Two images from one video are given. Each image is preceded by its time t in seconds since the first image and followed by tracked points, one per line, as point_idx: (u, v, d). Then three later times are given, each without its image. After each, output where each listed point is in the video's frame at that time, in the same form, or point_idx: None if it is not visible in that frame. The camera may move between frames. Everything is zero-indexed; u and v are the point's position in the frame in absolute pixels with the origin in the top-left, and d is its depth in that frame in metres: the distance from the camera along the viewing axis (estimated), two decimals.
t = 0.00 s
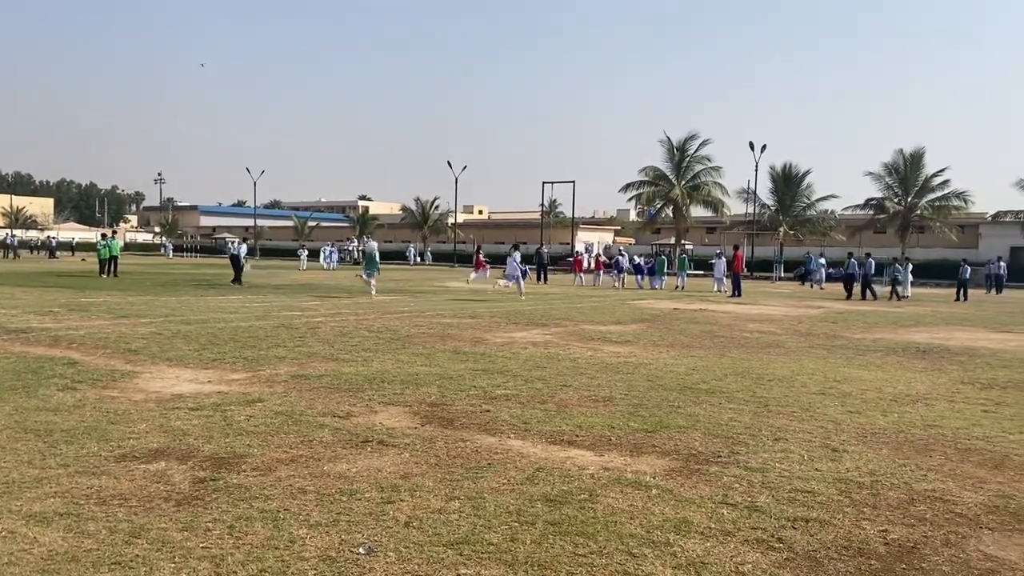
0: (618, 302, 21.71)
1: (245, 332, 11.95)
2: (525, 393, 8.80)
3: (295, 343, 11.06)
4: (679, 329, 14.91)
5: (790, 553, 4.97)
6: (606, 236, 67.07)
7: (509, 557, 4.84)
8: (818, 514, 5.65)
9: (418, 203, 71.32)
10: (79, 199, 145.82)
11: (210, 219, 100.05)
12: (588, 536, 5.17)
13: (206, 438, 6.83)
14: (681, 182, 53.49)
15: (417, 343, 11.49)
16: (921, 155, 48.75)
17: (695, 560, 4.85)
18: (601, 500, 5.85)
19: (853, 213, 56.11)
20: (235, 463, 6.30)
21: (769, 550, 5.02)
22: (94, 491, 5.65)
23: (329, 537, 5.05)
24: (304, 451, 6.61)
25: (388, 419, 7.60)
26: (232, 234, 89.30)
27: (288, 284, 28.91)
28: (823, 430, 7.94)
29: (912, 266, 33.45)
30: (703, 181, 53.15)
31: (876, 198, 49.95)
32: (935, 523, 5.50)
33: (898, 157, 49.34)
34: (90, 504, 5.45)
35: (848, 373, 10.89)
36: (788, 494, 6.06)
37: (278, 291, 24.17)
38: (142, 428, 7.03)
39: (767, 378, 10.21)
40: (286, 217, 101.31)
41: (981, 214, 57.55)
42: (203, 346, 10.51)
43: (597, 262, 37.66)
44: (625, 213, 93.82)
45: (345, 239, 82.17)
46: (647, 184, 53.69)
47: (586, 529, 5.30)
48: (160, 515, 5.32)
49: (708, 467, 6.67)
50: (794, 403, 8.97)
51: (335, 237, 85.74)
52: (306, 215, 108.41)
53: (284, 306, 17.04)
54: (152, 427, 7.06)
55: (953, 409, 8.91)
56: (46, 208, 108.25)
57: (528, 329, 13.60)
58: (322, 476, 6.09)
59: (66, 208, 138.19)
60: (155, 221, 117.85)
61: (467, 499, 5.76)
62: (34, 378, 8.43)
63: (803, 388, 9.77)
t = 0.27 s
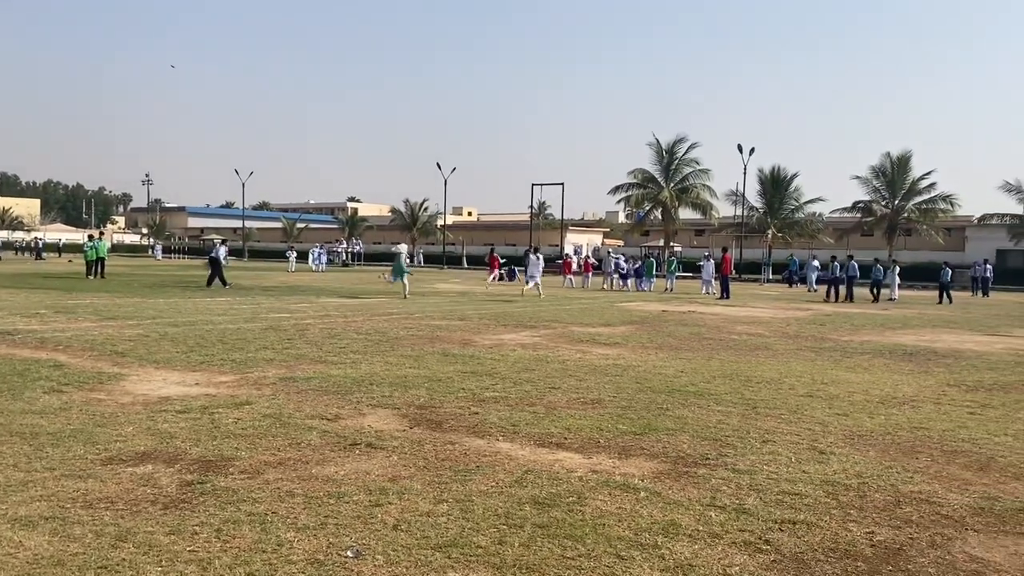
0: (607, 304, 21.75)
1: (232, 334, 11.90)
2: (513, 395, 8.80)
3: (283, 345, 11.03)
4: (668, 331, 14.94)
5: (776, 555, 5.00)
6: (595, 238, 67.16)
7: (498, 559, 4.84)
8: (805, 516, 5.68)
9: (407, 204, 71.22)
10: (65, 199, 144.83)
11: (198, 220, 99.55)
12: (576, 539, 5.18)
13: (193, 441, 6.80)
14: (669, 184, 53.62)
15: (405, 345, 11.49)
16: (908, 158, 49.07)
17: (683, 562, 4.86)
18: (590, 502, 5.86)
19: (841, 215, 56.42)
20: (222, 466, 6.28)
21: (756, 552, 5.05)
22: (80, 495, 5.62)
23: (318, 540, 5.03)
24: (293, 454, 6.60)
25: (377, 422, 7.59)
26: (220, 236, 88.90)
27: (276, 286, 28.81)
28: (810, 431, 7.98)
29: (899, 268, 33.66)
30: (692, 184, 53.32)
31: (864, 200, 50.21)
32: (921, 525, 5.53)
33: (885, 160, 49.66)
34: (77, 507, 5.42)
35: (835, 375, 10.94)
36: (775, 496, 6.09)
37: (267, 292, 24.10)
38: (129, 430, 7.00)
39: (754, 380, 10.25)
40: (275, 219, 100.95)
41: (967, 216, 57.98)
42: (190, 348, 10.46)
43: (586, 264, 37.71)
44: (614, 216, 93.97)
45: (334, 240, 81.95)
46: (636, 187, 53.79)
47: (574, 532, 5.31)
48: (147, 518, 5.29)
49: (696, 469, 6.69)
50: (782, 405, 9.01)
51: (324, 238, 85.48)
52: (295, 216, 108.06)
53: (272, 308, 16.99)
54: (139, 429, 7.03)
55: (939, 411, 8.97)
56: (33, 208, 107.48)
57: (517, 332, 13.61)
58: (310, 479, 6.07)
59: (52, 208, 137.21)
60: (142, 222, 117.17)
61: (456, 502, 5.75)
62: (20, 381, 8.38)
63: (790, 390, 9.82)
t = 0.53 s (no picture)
0: (601, 306, 21.78)
1: (226, 336, 11.89)
2: (508, 397, 8.81)
3: (278, 347, 11.02)
4: (662, 333, 14.97)
5: (770, 557, 5.01)
6: (590, 240, 67.23)
7: (491, 561, 4.85)
8: (798, 518, 5.70)
9: (402, 206, 71.18)
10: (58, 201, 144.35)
11: (192, 222, 99.31)
12: (570, 541, 5.19)
13: (187, 443, 6.79)
14: (664, 187, 53.69)
15: (400, 347, 11.49)
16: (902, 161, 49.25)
17: (676, 564, 4.87)
18: (583, 504, 5.87)
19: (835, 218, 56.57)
20: (216, 467, 6.27)
21: (749, 554, 5.06)
22: (73, 497, 5.61)
23: (311, 542, 5.03)
24: (286, 456, 6.59)
25: (370, 423, 7.59)
26: (214, 237, 88.71)
27: (270, 287, 28.77)
28: (803, 434, 8.01)
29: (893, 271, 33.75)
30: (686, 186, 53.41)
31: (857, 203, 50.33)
32: (914, 527, 5.56)
33: (879, 163, 49.81)
34: (69, 509, 5.41)
35: (828, 378, 10.98)
36: (769, 498, 6.10)
37: (261, 294, 24.08)
38: (122, 432, 6.98)
39: (748, 383, 10.27)
40: (269, 221, 100.80)
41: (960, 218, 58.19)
42: (184, 350, 10.45)
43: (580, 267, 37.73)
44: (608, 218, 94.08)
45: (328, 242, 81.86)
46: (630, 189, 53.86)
47: (567, 535, 5.31)
48: (141, 520, 5.28)
49: (689, 472, 6.71)
50: (775, 407, 9.04)
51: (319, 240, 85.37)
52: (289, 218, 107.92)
53: (267, 310, 16.97)
54: (132, 431, 7.01)
55: (932, 413, 9.01)
56: (26, 210, 107.18)
57: (511, 334, 13.63)
58: (304, 481, 6.07)
59: (45, 210, 136.72)
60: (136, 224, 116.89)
61: (451, 504, 5.76)
62: (13, 382, 8.35)
63: (784, 392, 9.85)
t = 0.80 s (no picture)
0: (601, 309, 21.77)
1: (226, 337, 11.87)
2: (507, 399, 8.80)
3: (277, 348, 11.00)
4: (661, 335, 14.97)
5: (769, 559, 5.02)
6: (589, 243, 67.25)
7: (491, 563, 4.84)
8: (798, 520, 5.70)
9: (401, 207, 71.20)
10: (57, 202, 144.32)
11: (192, 223, 99.29)
12: (569, 542, 5.19)
13: (186, 444, 6.78)
14: (664, 189, 53.71)
15: (399, 348, 11.48)
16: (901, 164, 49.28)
17: (675, 566, 4.87)
18: (583, 506, 5.87)
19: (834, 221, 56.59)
20: (215, 469, 6.26)
21: (749, 556, 5.06)
22: (73, 497, 5.61)
23: (310, 543, 5.03)
24: (286, 457, 6.59)
25: (370, 425, 7.59)
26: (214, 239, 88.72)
27: (269, 289, 28.78)
28: (803, 436, 8.01)
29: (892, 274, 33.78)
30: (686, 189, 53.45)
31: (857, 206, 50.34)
32: (913, 529, 5.56)
33: (878, 166, 49.84)
34: (68, 510, 5.40)
35: (828, 380, 10.98)
36: (768, 500, 6.10)
37: (261, 296, 24.06)
38: (122, 433, 6.98)
39: (747, 385, 10.27)
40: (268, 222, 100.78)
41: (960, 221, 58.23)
42: (184, 351, 10.44)
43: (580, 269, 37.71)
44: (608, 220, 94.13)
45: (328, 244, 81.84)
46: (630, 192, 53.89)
47: (567, 536, 5.31)
48: (139, 521, 5.28)
49: (689, 474, 6.71)
50: (775, 410, 9.04)
51: (318, 242, 85.36)
52: (289, 220, 107.95)
53: (266, 311, 16.96)
54: (131, 432, 7.01)
55: (931, 416, 9.01)
56: (25, 211, 107.18)
57: (511, 335, 13.62)
58: (304, 482, 6.07)
59: (44, 211, 136.69)
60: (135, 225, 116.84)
61: (450, 506, 5.76)
62: (12, 384, 8.34)
63: (784, 394, 9.85)
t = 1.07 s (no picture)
0: (606, 310, 21.74)
1: (231, 338, 11.89)
2: (511, 400, 8.80)
3: (282, 349, 11.01)
4: (666, 337, 14.95)
5: (775, 561, 5.00)
6: (594, 245, 67.22)
7: (495, 564, 4.84)
8: (803, 522, 5.68)
9: (406, 209, 71.28)
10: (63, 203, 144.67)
11: (197, 224, 99.51)
12: (575, 545, 5.19)
13: (192, 445, 6.80)
14: (669, 191, 53.69)
15: (404, 350, 11.47)
16: (907, 166, 49.19)
17: (681, 569, 4.86)
18: (587, 509, 5.86)
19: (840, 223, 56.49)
20: (221, 470, 6.27)
21: (754, 558, 5.05)
22: (79, 498, 5.61)
23: (315, 544, 5.03)
24: (291, 458, 6.60)
25: (374, 426, 7.59)
26: (219, 240, 88.86)
27: (274, 290, 28.82)
28: (809, 439, 7.99)
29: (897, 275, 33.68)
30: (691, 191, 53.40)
31: (862, 208, 50.25)
32: (920, 532, 5.54)
33: (884, 169, 49.76)
34: (74, 510, 5.42)
35: (833, 383, 10.95)
36: (773, 503, 6.09)
37: (267, 297, 24.13)
38: (128, 434, 6.99)
39: (753, 387, 10.25)
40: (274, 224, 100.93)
41: (965, 224, 58.08)
42: (189, 353, 10.45)
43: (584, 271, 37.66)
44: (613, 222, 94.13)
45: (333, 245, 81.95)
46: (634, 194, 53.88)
47: (572, 538, 5.31)
48: (145, 522, 5.29)
49: (695, 476, 6.70)
50: (780, 412, 9.02)
51: (324, 243, 85.46)
52: (294, 221, 108.12)
53: (271, 312, 16.97)
54: (137, 433, 7.02)
55: (937, 419, 8.98)
56: (32, 213, 107.58)
57: (516, 337, 13.61)
58: (309, 483, 6.07)
59: (49, 212, 137.00)
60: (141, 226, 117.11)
61: (454, 507, 5.76)
62: (18, 384, 8.37)
63: (789, 397, 9.84)
